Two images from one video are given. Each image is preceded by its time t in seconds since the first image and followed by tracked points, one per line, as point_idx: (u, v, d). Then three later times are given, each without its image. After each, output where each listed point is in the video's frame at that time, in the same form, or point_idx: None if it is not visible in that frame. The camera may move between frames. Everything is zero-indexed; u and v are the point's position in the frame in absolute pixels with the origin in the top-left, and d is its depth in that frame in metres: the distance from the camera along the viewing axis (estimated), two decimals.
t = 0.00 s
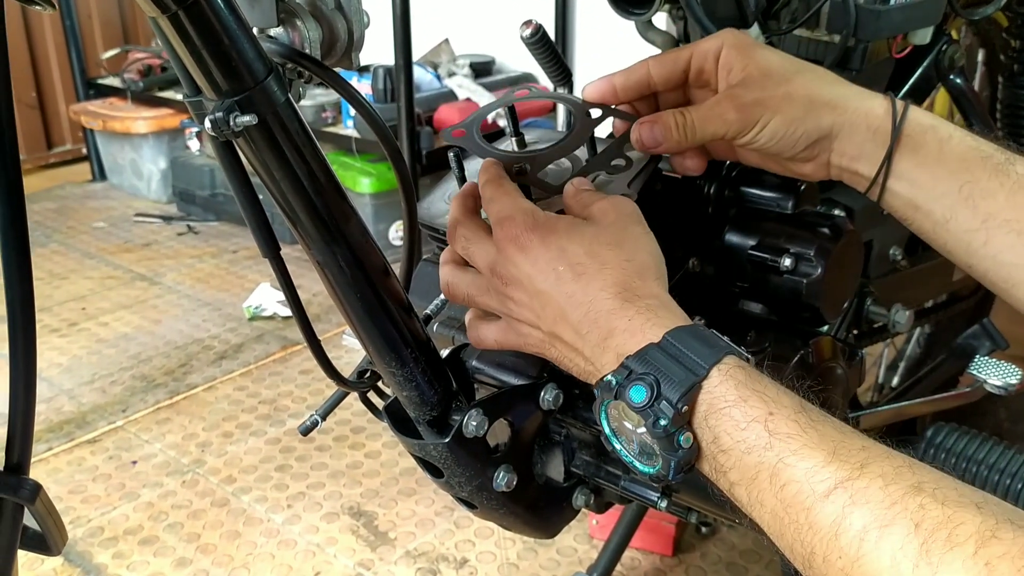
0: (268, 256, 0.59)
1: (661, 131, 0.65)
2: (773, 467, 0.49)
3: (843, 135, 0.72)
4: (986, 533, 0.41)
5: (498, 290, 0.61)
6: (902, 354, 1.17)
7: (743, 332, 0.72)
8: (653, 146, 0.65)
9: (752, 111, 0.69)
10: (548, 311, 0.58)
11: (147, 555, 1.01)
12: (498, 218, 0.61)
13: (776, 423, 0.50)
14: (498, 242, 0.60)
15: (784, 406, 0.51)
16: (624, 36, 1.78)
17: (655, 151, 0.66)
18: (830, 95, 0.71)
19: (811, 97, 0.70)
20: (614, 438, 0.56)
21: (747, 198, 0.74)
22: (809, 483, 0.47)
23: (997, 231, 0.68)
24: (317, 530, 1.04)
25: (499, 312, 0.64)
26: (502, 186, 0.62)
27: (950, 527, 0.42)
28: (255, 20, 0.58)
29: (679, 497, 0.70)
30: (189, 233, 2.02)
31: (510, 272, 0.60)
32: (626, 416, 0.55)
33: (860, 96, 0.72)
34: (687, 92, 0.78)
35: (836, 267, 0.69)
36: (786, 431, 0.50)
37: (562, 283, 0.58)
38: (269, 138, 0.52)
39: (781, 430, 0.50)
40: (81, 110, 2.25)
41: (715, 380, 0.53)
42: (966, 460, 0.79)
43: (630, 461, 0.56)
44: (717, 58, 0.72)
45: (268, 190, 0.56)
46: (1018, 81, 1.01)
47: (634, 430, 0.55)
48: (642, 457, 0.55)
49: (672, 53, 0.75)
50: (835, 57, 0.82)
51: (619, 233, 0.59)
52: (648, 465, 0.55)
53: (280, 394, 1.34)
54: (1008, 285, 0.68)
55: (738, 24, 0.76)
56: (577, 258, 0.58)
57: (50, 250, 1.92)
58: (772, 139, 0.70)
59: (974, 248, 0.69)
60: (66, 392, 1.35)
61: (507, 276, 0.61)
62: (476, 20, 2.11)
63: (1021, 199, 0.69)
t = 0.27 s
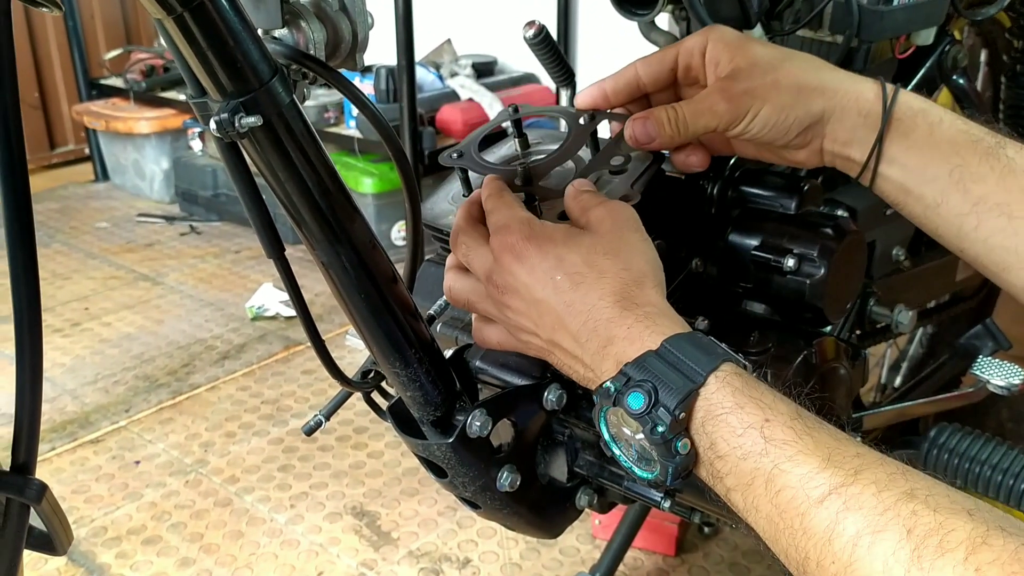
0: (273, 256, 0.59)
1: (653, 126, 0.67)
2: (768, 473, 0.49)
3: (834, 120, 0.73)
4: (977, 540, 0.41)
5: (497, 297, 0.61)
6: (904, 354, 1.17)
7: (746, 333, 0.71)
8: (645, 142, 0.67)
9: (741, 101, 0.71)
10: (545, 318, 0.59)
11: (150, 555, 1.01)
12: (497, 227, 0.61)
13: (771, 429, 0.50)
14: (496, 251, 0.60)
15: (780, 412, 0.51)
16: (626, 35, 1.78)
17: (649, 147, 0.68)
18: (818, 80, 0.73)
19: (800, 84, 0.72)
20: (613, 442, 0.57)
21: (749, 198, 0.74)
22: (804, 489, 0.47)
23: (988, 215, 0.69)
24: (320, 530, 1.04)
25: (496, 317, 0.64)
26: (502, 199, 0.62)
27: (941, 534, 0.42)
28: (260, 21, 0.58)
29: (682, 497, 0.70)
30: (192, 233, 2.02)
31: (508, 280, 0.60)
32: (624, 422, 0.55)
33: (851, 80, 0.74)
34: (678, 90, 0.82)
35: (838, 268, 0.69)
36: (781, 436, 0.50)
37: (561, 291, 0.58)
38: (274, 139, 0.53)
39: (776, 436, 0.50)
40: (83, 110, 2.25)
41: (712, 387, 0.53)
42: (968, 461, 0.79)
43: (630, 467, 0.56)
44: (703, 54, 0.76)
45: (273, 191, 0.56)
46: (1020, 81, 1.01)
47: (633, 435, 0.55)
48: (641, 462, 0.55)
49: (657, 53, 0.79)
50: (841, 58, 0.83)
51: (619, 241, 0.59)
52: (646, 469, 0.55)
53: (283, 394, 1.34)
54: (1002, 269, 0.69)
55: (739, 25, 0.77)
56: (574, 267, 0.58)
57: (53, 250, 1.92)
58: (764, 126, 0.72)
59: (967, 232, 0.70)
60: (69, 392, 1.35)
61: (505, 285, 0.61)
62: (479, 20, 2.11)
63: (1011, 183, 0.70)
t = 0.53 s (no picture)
0: (276, 256, 0.59)
1: (658, 138, 0.67)
2: (773, 472, 0.49)
3: (836, 116, 0.74)
4: (982, 539, 0.41)
5: (501, 296, 0.62)
6: (906, 354, 1.17)
7: (748, 333, 0.71)
8: (652, 154, 0.68)
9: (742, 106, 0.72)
10: (550, 318, 0.59)
11: (153, 555, 1.01)
12: (504, 226, 0.61)
13: (777, 428, 0.50)
14: (501, 249, 0.61)
15: (785, 412, 0.52)
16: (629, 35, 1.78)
17: (656, 159, 0.68)
18: (818, 77, 0.73)
19: (799, 83, 0.73)
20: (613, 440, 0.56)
21: (751, 196, 0.73)
22: (809, 488, 0.47)
23: (990, 209, 0.70)
24: (322, 529, 1.04)
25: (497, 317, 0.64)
26: (509, 204, 0.63)
27: (946, 533, 0.42)
28: (264, 21, 0.58)
29: (685, 497, 0.70)
30: (194, 233, 2.02)
31: (512, 278, 0.60)
32: (627, 419, 0.55)
33: (851, 74, 0.74)
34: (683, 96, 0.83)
35: (841, 268, 0.69)
36: (787, 435, 0.50)
37: (566, 288, 0.58)
38: (278, 139, 0.53)
39: (782, 435, 0.50)
40: (86, 111, 2.25)
41: (718, 385, 0.53)
42: (971, 460, 0.79)
43: (630, 464, 0.56)
44: (701, 62, 0.77)
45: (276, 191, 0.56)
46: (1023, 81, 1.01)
47: (635, 432, 0.55)
48: (643, 461, 0.55)
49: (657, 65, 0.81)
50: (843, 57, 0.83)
51: (625, 240, 0.60)
52: (647, 468, 0.55)
53: (285, 394, 1.34)
54: (1004, 263, 0.69)
55: (744, 25, 0.77)
56: (581, 265, 0.59)
57: (55, 250, 1.92)
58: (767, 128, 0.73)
59: (969, 227, 0.70)
60: (72, 391, 1.36)
61: (509, 283, 0.61)
62: (481, 21, 2.11)
63: (1013, 179, 0.70)
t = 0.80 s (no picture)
0: (278, 256, 0.59)
1: (660, 154, 0.66)
2: (778, 470, 0.49)
3: (835, 124, 0.73)
4: (988, 538, 0.41)
5: (501, 293, 0.62)
6: (908, 354, 1.17)
7: (749, 333, 0.71)
8: (654, 169, 0.67)
9: (742, 116, 0.71)
10: (551, 316, 0.59)
11: (154, 555, 1.01)
12: (508, 223, 0.61)
13: (782, 427, 0.50)
14: (504, 244, 0.61)
15: (790, 411, 0.52)
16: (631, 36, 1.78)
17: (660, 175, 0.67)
18: (817, 86, 0.72)
19: (798, 93, 0.72)
20: (613, 438, 0.56)
21: (751, 198, 0.74)
22: (814, 486, 0.47)
23: (991, 216, 0.70)
24: (323, 529, 1.04)
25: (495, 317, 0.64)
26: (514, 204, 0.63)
27: (952, 532, 0.42)
28: (266, 21, 0.58)
29: (686, 497, 0.70)
30: (195, 233, 2.02)
31: (514, 274, 0.61)
32: (628, 415, 0.55)
33: (850, 81, 0.73)
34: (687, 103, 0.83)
35: (842, 268, 0.69)
36: (791, 434, 0.50)
37: (568, 284, 0.58)
38: (280, 139, 0.53)
39: (787, 433, 0.50)
40: (87, 110, 2.26)
41: (724, 381, 0.53)
42: (971, 460, 0.79)
43: (629, 462, 0.56)
44: (699, 73, 0.77)
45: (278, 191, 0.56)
46: None
47: (636, 429, 0.55)
48: (642, 459, 0.55)
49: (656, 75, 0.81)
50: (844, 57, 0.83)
51: (630, 241, 0.60)
52: (648, 465, 0.55)
53: (286, 394, 1.34)
54: (1004, 267, 0.69)
55: (744, 25, 0.78)
56: (585, 262, 0.59)
57: (56, 249, 1.93)
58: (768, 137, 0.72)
59: (970, 233, 0.70)
60: (73, 391, 1.36)
61: (510, 278, 0.61)
62: (482, 20, 2.11)
63: (1014, 186, 0.70)
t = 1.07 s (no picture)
0: (279, 256, 0.59)
1: (662, 153, 0.66)
2: (780, 468, 0.49)
3: (835, 120, 0.74)
4: (990, 538, 0.41)
5: (499, 285, 0.61)
6: (908, 355, 1.17)
7: (749, 333, 0.71)
8: (656, 169, 0.67)
9: (742, 116, 0.71)
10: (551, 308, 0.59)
11: (155, 554, 1.01)
12: (513, 215, 0.62)
13: (785, 425, 0.51)
14: (506, 236, 0.61)
15: (793, 410, 0.52)
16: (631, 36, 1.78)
17: (662, 175, 0.67)
18: (816, 84, 0.73)
19: (797, 91, 0.72)
20: (610, 432, 0.56)
21: (751, 198, 0.74)
22: (816, 485, 0.47)
23: (991, 211, 0.70)
24: (324, 529, 1.04)
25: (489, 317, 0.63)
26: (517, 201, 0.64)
27: (955, 532, 0.42)
28: (266, 21, 0.58)
29: (685, 497, 0.70)
30: (196, 233, 2.03)
31: (514, 265, 0.60)
32: (628, 409, 0.55)
33: (849, 78, 0.74)
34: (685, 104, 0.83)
35: (842, 269, 0.69)
36: (794, 433, 0.50)
37: (571, 276, 0.58)
38: (281, 140, 0.53)
39: (789, 432, 0.50)
40: (88, 110, 2.26)
41: (728, 378, 0.53)
42: (972, 460, 0.79)
43: (626, 458, 0.55)
44: (698, 73, 0.77)
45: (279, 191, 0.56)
46: None
47: (636, 423, 0.55)
48: (640, 453, 0.55)
49: (654, 77, 0.81)
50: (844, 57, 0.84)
51: (633, 239, 0.61)
52: (645, 460, 0.54)
53: (287, 394, 1.34)
54: (1005, 263, 0.70)
55: (745, 26, 0.78)
56: (588, 256, 0.59)
57: (56, 250, 1.93)
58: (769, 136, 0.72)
59: (970, 228, 0.71)
60: (74, 391, 1.36)
61: (509, 268, 0.61)
62: (482, 21, 2.11)
63: (1013, 180, 0.70)
